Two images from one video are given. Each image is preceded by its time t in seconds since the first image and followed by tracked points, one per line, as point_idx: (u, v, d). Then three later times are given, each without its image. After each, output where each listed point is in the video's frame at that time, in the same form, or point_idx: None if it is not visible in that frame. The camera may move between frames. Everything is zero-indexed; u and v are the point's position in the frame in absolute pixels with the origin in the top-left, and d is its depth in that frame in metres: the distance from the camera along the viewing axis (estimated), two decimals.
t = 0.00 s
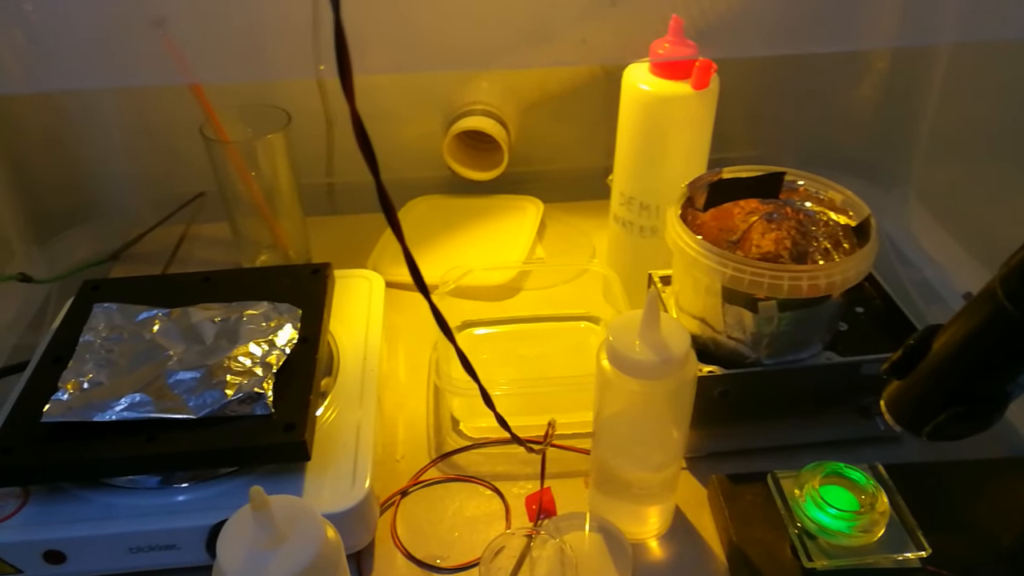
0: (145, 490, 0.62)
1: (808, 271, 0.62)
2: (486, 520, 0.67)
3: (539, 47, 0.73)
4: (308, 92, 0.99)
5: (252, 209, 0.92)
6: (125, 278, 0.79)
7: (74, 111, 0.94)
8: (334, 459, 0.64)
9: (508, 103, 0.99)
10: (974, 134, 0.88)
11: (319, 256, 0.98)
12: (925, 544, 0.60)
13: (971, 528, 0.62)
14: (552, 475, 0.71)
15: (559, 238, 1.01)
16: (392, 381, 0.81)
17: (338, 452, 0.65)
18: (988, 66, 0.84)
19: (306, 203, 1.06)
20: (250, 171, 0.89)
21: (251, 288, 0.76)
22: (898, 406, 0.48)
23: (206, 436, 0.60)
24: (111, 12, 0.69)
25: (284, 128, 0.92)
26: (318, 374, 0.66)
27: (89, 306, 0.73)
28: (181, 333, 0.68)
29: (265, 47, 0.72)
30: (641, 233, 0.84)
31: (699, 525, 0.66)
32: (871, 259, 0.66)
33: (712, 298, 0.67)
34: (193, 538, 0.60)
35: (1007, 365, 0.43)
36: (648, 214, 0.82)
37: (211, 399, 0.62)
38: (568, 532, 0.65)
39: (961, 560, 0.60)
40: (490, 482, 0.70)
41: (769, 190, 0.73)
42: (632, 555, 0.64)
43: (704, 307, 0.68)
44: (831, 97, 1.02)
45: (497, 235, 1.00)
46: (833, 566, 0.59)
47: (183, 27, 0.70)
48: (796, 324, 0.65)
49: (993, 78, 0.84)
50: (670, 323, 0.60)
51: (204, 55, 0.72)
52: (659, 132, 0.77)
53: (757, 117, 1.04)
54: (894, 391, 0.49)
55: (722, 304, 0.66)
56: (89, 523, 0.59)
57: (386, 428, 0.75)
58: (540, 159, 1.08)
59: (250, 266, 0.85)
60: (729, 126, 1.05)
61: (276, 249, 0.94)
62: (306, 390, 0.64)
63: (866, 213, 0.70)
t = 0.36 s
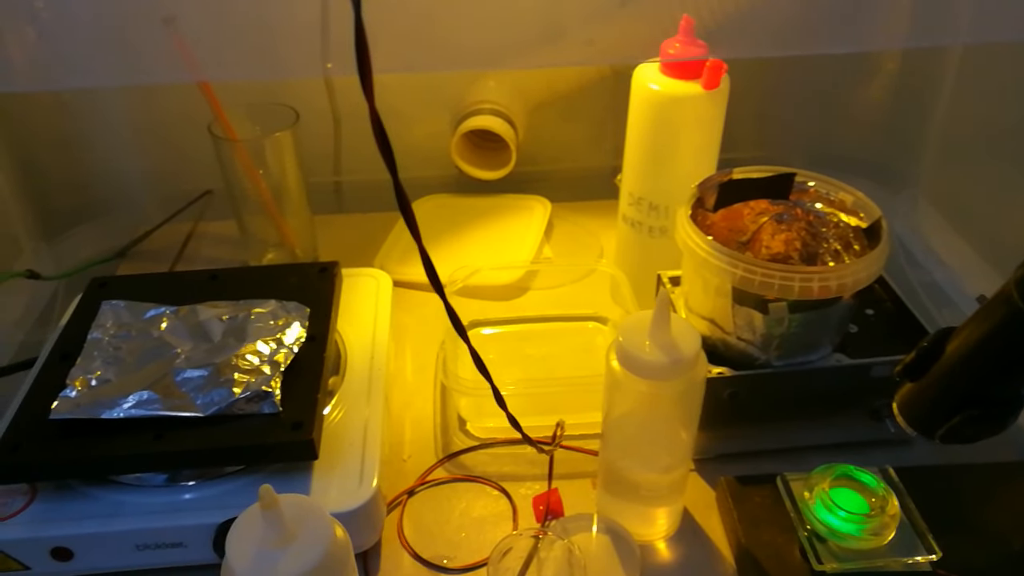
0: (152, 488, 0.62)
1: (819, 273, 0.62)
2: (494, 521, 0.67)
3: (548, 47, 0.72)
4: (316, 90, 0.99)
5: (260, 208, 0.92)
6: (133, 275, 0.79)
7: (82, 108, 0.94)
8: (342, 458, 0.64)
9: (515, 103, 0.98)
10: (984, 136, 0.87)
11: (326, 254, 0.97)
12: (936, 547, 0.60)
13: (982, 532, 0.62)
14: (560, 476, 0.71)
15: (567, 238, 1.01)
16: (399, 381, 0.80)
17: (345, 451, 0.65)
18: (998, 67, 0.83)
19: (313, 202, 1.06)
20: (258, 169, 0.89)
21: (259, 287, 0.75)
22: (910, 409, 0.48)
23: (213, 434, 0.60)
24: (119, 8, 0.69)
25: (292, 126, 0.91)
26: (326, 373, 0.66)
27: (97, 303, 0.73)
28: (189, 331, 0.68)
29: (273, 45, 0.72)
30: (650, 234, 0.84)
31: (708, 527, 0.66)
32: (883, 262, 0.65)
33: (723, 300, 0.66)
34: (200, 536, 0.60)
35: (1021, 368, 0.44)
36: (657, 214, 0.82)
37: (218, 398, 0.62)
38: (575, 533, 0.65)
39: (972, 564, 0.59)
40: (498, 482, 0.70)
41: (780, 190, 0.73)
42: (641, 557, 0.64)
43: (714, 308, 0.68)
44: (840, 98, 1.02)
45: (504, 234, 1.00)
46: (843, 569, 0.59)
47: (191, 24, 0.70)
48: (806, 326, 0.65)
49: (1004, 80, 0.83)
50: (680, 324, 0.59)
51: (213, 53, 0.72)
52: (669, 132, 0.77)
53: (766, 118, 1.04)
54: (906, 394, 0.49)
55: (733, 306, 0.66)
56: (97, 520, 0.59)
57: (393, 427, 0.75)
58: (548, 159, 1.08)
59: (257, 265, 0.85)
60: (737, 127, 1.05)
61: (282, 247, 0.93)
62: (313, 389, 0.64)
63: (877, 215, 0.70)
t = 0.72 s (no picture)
0: (169, 480, 0.62)
1: (835, 272, 0.62)
2: (507, 517, 0.67)
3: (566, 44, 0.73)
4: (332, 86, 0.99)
5: (276, 203, 0.92)
6: (150, 269, 0.79)
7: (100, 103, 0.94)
8: (357, 452, 0.64)
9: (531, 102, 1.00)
10: (1000, 136, 0.87)
11: (341, 250, 0.98)
12: (952, 548, 0.60)
13: (996, 534, 0.62)
14: (573, 473, 0.71)
15: (581, 236, 1.01)
16: (413, 376, 0.81)
17: (361, 446, 0.65)
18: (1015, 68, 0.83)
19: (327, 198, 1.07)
20: (274, 165, 0.89)
21: (276, 281, 0.76)
22: (928, 409, 0.49)
23: (231, 427, 0.61)
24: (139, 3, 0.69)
25: (308, 123, 0.92)
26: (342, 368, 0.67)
27: (116, 296, 0.74)
28: (207, 325, 0.69)
29: (290, 42, 0.72)
30: (665, 232, 0.84)
31: (721, 525, 0.66)
32: (899, 262, 0.65)
33: (738, 298, 0.66)
34: (217, 528, 0.60)
35: None
36: (672, 212, 0.82)
37: (237, 391, 0.62)
38: (589, 528, 0.65)
39: (987, 565, 0.59)
40: (511, 478, 0.70)
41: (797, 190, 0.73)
42: (654, 554, 0.64)
43: (729, 307, 0.68)
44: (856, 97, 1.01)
45: (518, 232, 1.00)
46: (858, 569, 0.59)
47: (210, 20, 0.71)
48: (821, 325, 0.65)
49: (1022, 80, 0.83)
50: (697, 322, 0.60)
51: (231, 49, 0.72)
52: (685, 130, 0.77)
53: (781, 117, 1.04)
54: (924, 393, 0.50)
55: (748, 304, 0.66)
56: (116, 511, 0.60)
57: (407, 423, 0.75)
58: (562, 156, 1.08)
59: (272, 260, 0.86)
60: (751, 125, 1.05)
61: (297, 243, 0.94)
62: (330, 383, 0.64)
63: (893, 215, 0.70)
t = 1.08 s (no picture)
0: (181, 476, 0.62)
1: (848, 273, 0.61)
2: (518, 515, 0.67)
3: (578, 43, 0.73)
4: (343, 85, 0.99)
5: (287, 201, 0.93)
6: (163, 266, 0.80)
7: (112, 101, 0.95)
8: (369, 450, 0.65)
9: (541, 101, 1.00)
10: (1013, 137, 0.86)
11: (352, 248, 0.98)
12: (965, 549, 0.60)
13: (1009, 536, 0.61)
14: (584, 472, 0.71)
15: (591, 235, 1.01)
16: (424, 374, 0.81)
17: (372, 443, 0.65)
18: None
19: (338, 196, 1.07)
20: (286, 163, 0.90)
21: (288, 279, 0.76)
22: (943, 411, 0.49)
23: (244, 424, 0.61)
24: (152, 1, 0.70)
25: (319, 121, 0.92)
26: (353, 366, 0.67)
27: (129, 293, 0.74)
28: (219, 322, 0.69)
29: (303, 41, 0.72)
30: (676, 232, 0.84)
31: (732, 525, 0.66)
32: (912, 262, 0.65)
33: (751, 298, 0.66)
34: (230, 525, 0.60)
35: None
36: (684, 212, 0.82)
37: (250, 389, 0.63)
38: (600, 528, 0.65)
39: (1000, 568, 0.59)
40: (522, 477, 0.70)
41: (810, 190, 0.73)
42: (665, 553, 0.64)
43: (742, 307, 0.68)
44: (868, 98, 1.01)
45: (529, 231, 1.00)
46: (870, 570, 0.59)
47: (223, 19, 0.71)
48: (834, 325, 0.65)
49: None
50: (710, 321, 0.60)
51: (244, 48, 0.73)
52: (698, 130, 0.77)
53: (792, 116, 1.04)
54: (939, 394, 0.50)
55: (760, 304, 0.66)
56: (129, 507, 0.60)
57: (418, 421, 0.75)
58: (572, 156, 1.08)
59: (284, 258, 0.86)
60: (763, 125, 1.04)
61: (308, 241, 0.94)
62: (342, 381, 0.65)
63: (907, 215, 0.69)
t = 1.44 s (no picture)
0: (193, 474, 0.63)
1: (861, 274, 0.61)
2: (529, 515, 0.67)
3: (590, 43, 0.73)
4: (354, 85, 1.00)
5: (299, 201, 0.93)
6: (175, 265, 0.80)
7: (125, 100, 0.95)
8: (381, 449, 0.65)
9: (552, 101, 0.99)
10: None
11: (362, 248, 0.98)
12: (978, 552, 0.60)
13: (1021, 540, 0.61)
14: (594, 472, 0.71)
15: (601, 236, 1.01)
16: (435, 374, 0.81)
17: (384, 442, 0.65)
18: None
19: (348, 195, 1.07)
20: (297, 163, 0.90)
21: (300, 278, 0.76)
22: (958, 412, 0.49)
23: (256, 422, 0.61)
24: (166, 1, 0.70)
25: (331, 121, 0.92)
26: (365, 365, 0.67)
27: (142, 291, 0.75)
28: (232, 321, 0.69)
29: (315, 40, 0.73)
30: (687, 232, 0.84)
31: (743, 527, 0.66)
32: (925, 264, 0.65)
33: (764, 299, 0.66)
34: (241, 522, 0.61)
35: None
36: (695, 212, 0.82)
37: (262, 387, 0.63)
38: (611, 529, 0.65)
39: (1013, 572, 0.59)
40: (533, 477, 0.70)
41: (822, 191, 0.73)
42: (676, 554, 0.64)
43: (754, 308, 0.68)
44: (879, 99, 1.01)
45: (540, 231, 1.00)
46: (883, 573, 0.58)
47: (236, 18, 0.71)
48: (847, 327, 0.65)
49: None
50: (723, 323, 0.59)
51: (256, 47, 0.73)
52: (709, 130, 0.76)
53: (803, 117, 1.03)
54: (955, 396, 0.50)
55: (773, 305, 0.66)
56: (141, 504, 0.60)
57: (428, 420, 0.76)
58: (583, 156, 1.08)
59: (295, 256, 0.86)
60: (774, 126, 1.04)
61: (320, 241, 0.94)
62: (354, 380, 0.65)
63: (920, 216, 0.69)
